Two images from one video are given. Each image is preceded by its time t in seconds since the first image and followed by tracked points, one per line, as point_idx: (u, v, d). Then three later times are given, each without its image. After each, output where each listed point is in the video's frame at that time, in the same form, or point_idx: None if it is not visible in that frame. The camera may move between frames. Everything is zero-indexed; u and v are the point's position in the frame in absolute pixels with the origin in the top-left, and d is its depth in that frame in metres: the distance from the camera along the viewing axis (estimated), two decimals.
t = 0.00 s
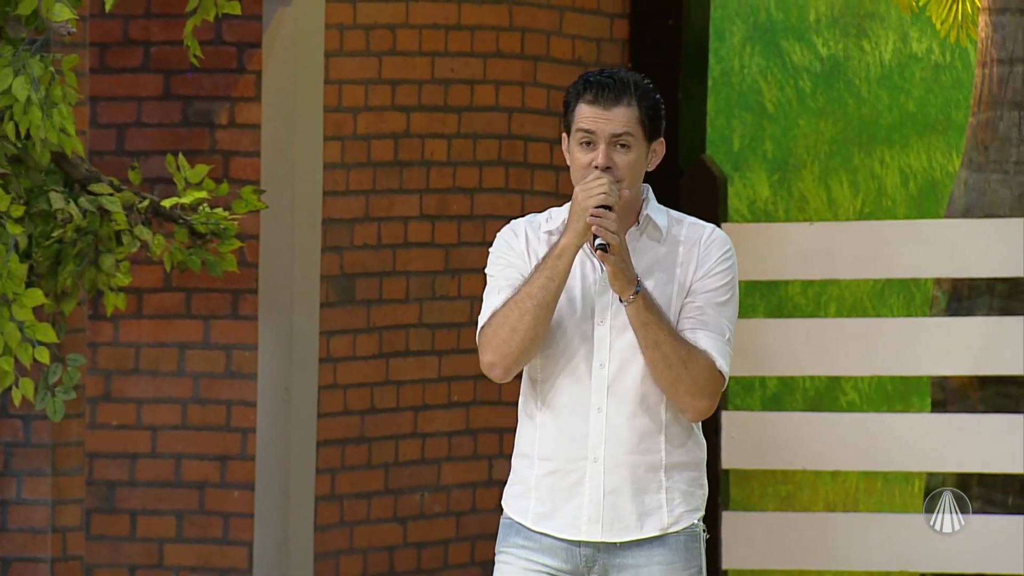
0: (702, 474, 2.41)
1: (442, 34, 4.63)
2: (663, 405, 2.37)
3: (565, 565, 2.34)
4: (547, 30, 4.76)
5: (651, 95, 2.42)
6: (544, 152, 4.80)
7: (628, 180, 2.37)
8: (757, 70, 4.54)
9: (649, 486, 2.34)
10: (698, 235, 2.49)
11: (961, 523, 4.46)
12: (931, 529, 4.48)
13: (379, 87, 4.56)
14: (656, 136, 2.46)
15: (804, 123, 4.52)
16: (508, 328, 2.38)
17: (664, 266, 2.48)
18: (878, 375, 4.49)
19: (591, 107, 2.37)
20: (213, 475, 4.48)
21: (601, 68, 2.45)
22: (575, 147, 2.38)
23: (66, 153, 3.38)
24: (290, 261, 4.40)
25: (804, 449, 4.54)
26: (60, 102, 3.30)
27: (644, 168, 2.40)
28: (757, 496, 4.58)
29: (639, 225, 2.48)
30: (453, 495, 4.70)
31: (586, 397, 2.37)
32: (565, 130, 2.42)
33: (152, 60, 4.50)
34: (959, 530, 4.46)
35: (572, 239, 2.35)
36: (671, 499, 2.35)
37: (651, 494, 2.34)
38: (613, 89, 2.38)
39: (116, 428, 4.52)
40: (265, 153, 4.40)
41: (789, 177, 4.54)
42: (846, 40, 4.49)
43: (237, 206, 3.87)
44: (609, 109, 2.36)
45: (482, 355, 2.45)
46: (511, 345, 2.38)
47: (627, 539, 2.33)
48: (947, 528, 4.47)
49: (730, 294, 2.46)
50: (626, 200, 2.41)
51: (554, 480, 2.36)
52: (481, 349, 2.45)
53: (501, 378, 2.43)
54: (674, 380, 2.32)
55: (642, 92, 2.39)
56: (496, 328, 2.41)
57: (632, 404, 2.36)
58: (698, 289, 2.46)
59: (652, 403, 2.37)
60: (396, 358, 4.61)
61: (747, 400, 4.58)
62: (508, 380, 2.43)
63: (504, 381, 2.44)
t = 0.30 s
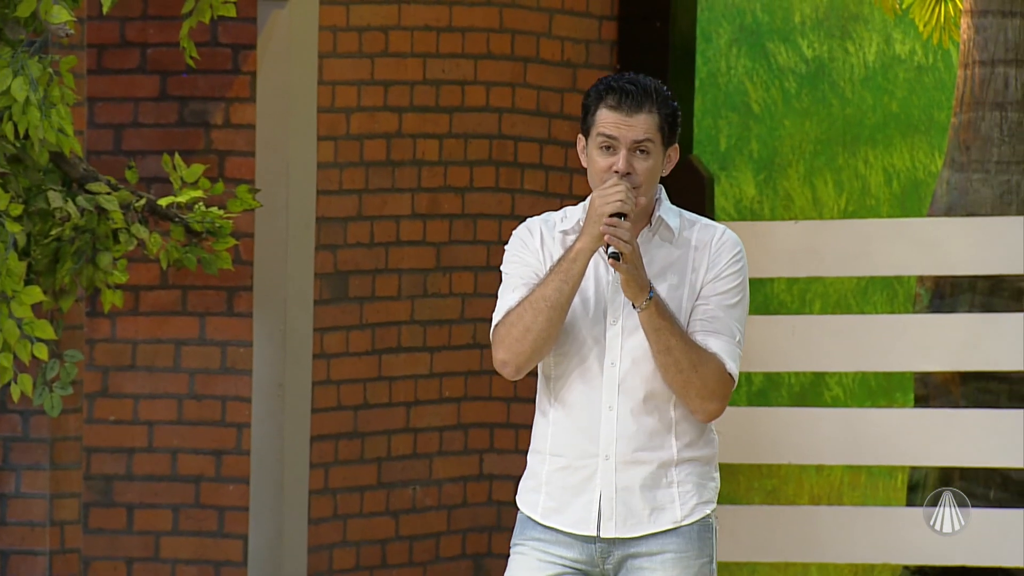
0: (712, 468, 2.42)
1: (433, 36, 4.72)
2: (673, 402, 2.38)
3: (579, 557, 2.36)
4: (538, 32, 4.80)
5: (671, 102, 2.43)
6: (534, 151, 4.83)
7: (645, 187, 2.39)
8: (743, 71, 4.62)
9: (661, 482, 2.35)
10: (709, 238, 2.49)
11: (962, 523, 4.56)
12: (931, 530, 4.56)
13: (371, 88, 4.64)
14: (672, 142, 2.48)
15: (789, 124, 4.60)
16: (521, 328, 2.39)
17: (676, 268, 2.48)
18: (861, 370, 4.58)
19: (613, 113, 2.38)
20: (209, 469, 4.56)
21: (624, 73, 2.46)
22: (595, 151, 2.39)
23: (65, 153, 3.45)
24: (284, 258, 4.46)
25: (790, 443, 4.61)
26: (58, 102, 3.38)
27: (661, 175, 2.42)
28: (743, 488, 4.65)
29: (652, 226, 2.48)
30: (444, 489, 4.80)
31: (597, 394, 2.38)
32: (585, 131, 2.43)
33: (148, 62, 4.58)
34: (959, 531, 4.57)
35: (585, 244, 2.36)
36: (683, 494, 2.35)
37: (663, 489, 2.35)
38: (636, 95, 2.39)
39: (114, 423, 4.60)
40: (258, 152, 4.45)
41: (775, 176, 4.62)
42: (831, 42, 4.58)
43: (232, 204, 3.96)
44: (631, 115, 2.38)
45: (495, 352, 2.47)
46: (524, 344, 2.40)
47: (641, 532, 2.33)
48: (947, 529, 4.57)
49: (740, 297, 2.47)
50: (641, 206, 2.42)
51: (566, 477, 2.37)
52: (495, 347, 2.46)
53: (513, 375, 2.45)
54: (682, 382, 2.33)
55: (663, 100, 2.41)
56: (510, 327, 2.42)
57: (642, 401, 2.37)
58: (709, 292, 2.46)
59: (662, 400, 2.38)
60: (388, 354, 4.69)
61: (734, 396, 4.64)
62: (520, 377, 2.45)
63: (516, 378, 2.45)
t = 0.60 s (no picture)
0: (707, 459, 2.53)
1: (424, 38, 4.81)
2: (670, 396, 2.49)
3: (580, 548, 2.46)
4: (525, 34, 4.89)
5: (672, 101, 2.53)
6: (522, 151, 4.91)
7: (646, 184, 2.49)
8: (728, 72, 4.69)
9: (659, 473, 2.46)
10: (706, 235, 2.60)
11: (961, 523, 4.62)
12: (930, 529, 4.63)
13: (363, 89, 4.72)
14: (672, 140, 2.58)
15: (773, 124, 4.68)
16: (524, 320, 2.49)
17: (674, 264, 2.59)
18: (844, 366, 4.66)
19: (616, 110, 2.48)
20: (204, 463, 4.64)
21: (626, 71, 2.55)
22: (598, 147, 2.49)
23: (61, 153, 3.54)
24: (277, 254, 4.53)
25: (773, 437, 4.71)
26: (55, 103, 3.46)
27: (660, 172, 2.52)
28: (729, 483, 4.76)
29: (651, 223, 2.59)
30: (434, 482, 4.90)
31: (597, 389, 2.49)
32: (588, 128, 2.53)
33: (144, 63, 4.66)
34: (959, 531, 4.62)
35: (588, 238, 2.46)
36: (680, 484, 2.46)
37: (660, 480, 2.46)
38: (638, 93, 2.48)
39: (110, 418, 4.68)
40: (252, 152, 4.53)
41: (760, 175, 4.70)
42: (814, 44, 4.66)
43: (226, 203, 4.05)
44: (634, 114, 2.47)
45: (497, 344, 2.56)
46: (526, 335, 2.50)
47: (639, 523, 2.44)
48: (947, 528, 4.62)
49: (736, 293, 2.58)
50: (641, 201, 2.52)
51: (567, 468, 2.48)
52: (497, 337, 2.56)
53: (514, 366, 2.55)
54: (680, 377, 2.44)
55: (664, 99, 2.51)
56: (512, 318, 2.52)
57: (640, 396, 2.48)
58: (706, 287, 2.57)
59: (659, 394, 2.49)
60: (380, 350, 4.77)
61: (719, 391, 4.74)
62: (522, 367, 2.55)
63: (517, 368, 2.56)
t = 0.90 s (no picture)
0: (691, 451, 2.61)
1: (413, 41, 4.90)
2: (655, 390, 2.57)
3: (567, 542, 2.54)
4: (513, 36, 4.98)
5: (655, 97, 2.60)
6: (510, 152, 5.00)
7: (633, 181, 2.56)
8: (713, 74, 4.79)
9: (644, 465, 2.54)
10: (692, 233, 2.69)
11: (962, 523, 4.70)
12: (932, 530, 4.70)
13: (354, 90, 4.81)
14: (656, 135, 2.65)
15: (756, 125, 4.78)
16: (515, 315, 2.56)
17: (662, 260, 2.67)
18: (826, 362, 4.75)
19: (602, 109, 2.54)
20: (197, 458, 4.72)
21: (609, 70, 2.62)
22: (586, 146, 2.55)
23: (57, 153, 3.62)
24: (269, 252, 4.61)
25: (756, 432, 4.80)
26: (51, 104, 3.55)
27: (646, 169, 2.58)
28: (713, 478, 4.85)
29: (639, 221, 2.67)
30: (424, 477, 4.99)
31: (584, 383, 2.56)
32: (574, 128, 2.59)
33: (138, 65, 4.74)
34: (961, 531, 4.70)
35: (579, 235, 2.52)
36: (665, 476, 2.55)
37: (646, 472, 2.54)
38: (622, 92, 2.55)
39: (105, 413, 4.76)
40: (246, 147, 4.61)
41: (743, 175, 4.80)
42: (797, 46, 4.75)
43: (219, 203, 4.13)
44: (619, 112, 2.54)
45: (487, 339, 2.63)
46: (517, 330, 2.56)
47: (624, 514, 2.52)
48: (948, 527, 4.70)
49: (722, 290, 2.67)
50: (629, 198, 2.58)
51: (555, 460, 2.56)
52: (487, 333, 2.62)
53: (504, 361, 2.61)
54: (669, 372, 2.51)
55: (648, 96, 2.57)
56: (503, 314, 2.58)
57: (626, 390, 2.56)
58: (693, 284, 2.66)
59: (645, 389, 2.56)
60: (370, 347, 4.86)
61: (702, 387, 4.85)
62: (512, 362, 2.61)
63: (507, 363, 2.62)
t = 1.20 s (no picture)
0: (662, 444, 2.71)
1: (403, 42, 4.99)
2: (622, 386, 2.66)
3: (539, 532, 2.66)
4: (501, 38, 5.09)
5: (625, 99, 2.72)
6: (498, 151, 5.11)
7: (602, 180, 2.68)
8: (697, 75, 4.92)
9: (611, 458, 2.64)
10: (665, 232, 2.78)
11: (962, 524, 4.73)
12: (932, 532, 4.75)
13: (345, 91, 4.90)
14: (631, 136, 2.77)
15: (739, 124, 4.89)
16: (476, 308, 2.70)
17: (636, 259, 2.77)
18: (810, 358, 4.85)
19: (571, 109, 2.68)
20: (191, 452, 4.79)
21: (583, 72, 2.75)
22: (556, 145, 2.69)
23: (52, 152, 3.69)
24: (262, 252, 4.70)
25: (740, 425, 4.90)
26: (47, 104, 3.62)
27: (617, 167, 2.71)
28: (697, 471, 4.96)
29: (611, 221, 2.77)
30: (413, 470, 5.08)
31: (553, 379, 2.66)
32: (547, 127, 2.73)
33: (133, 66, 4.82)
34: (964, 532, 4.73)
35: (540, 234, 2.62)
36: (632, 469, 2.65)
37: (612, 464, 2.64)
38: (591, 93, 2.69)
39: (100, 408, 4.84)
40: (238, 153, 4.69)
41: (726, 174, 4.91)
42: (779, 47, 4.86)
43: (214, 201, 4.23)
44: (588, 112, 2.67)
45: (452, 330, 2.78)
46: (478, 323, 2.70)
47: (591, 506, 2.63)
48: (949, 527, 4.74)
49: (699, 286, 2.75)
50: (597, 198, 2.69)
51: (525, 452, 2.67)
52: (453, 323, 2.77)
53: (467, 351, 2.76)
54: (669, 359, 2.62)
55: (617, 97, 2.70)
56: (466, 306, 2.73)
57: (593, 386, 2.65)
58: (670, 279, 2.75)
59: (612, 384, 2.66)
60: (360, 343, 4.95)
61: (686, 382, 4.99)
62: (475, 352, 2.76)
63: (470, 354, 2.77)
